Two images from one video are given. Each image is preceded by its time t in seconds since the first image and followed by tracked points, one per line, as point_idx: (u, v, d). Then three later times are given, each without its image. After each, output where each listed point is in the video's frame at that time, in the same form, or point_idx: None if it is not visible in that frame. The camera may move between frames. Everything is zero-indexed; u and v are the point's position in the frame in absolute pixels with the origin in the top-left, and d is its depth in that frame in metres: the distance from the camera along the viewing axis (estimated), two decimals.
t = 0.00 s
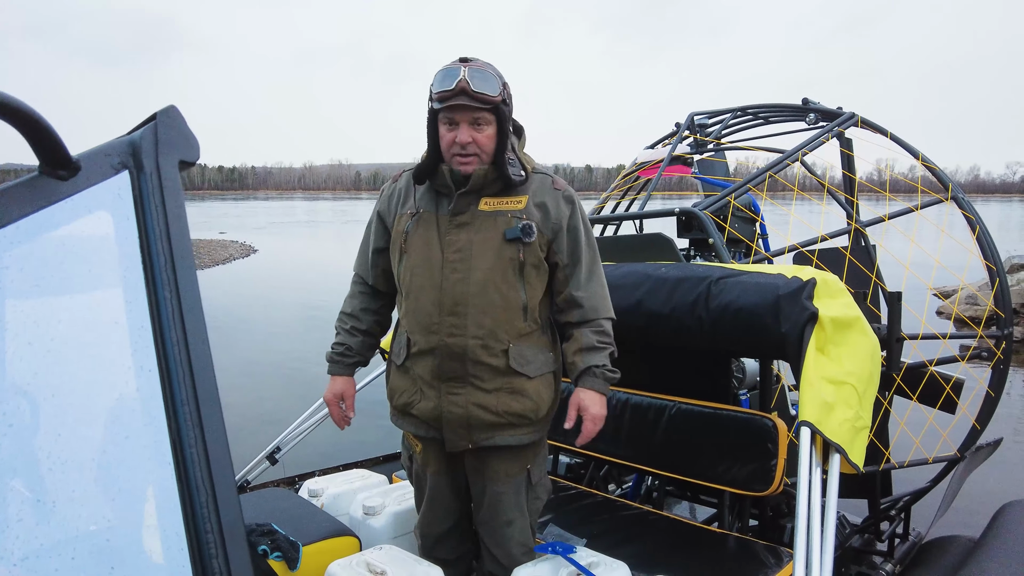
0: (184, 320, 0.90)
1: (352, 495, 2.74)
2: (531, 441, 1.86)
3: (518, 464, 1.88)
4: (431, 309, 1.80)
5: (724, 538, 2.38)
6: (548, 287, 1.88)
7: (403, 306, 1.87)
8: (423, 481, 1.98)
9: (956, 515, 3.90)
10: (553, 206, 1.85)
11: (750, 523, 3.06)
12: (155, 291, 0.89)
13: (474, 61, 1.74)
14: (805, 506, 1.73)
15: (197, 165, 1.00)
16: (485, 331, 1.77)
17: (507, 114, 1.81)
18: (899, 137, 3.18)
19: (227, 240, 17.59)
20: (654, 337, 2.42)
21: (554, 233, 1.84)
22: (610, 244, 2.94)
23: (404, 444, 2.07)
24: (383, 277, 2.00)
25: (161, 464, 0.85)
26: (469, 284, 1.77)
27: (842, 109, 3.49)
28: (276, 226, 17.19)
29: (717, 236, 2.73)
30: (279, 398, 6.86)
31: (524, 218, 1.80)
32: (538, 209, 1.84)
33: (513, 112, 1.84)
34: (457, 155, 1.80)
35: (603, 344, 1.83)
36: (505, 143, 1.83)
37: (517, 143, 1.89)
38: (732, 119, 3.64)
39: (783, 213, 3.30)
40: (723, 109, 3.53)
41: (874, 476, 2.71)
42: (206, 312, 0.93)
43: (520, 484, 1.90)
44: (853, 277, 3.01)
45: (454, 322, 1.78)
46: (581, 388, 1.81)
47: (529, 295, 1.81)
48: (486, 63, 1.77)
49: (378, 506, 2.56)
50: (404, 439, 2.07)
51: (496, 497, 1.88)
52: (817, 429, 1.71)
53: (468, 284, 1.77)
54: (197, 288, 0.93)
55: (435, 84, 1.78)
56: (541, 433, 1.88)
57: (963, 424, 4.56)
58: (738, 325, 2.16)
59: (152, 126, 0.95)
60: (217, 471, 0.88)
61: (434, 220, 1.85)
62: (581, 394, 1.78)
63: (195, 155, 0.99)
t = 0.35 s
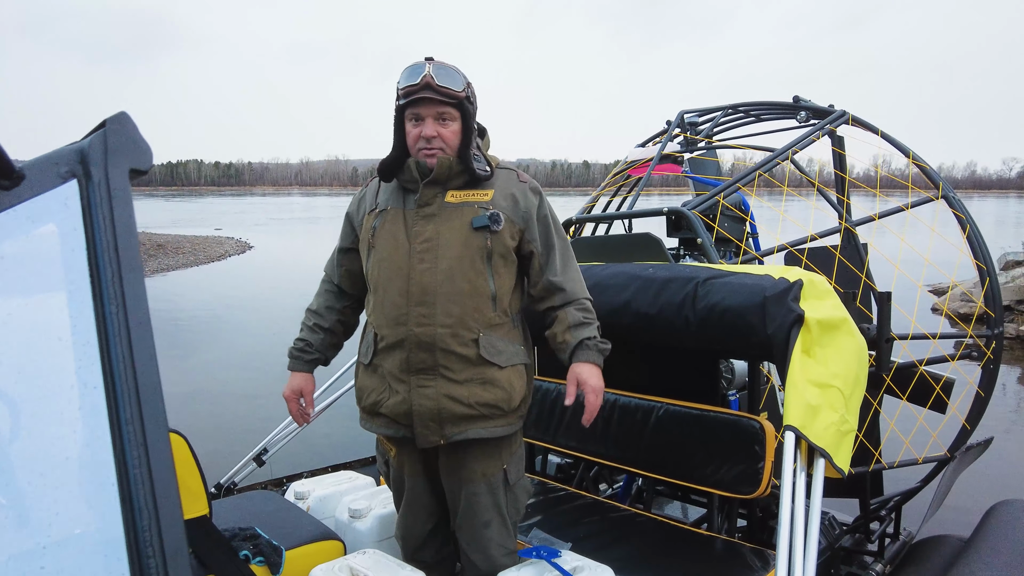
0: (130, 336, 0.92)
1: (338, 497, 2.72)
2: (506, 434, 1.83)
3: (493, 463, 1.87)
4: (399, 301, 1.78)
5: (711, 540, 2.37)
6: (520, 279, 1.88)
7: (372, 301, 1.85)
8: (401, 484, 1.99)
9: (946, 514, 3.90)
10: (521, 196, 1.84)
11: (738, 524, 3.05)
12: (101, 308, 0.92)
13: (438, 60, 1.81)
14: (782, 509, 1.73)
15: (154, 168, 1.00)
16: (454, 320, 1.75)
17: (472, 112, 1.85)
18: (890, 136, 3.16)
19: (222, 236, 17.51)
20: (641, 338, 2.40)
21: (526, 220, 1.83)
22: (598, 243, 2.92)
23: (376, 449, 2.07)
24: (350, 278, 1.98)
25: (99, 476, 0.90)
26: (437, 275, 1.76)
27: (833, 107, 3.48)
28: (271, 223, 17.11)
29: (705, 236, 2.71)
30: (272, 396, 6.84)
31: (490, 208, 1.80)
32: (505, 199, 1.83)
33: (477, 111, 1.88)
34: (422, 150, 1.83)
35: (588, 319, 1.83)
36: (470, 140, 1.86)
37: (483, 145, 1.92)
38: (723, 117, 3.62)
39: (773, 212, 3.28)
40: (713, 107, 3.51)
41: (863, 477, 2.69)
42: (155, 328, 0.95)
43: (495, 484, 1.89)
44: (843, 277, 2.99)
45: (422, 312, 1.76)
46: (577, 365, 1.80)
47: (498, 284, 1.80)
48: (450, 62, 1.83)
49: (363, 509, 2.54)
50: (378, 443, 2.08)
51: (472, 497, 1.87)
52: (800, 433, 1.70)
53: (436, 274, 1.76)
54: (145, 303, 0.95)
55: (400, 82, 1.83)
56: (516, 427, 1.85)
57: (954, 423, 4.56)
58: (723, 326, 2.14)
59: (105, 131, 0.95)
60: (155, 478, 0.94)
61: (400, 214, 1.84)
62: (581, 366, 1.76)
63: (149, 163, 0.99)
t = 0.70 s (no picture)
0: (44, 360, 0.95)
1: (323, 505, 2.68)
2: (490, 423, 1.77)
3: (475, 463, 1.80)
4: (378, 292, 1.71)
5: (701, 549, 2.33)
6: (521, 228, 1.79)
7: (348, 294, 1.76)
8: (378, 491, 1.92)
9: (944, 520, 3.85)
10: (495, 179, 1.80)
11: (730, 531, 3.00)
12: (16, 333, 0.94)
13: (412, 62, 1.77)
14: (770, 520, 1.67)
15: (75, 186, 1.04)
16: (434, 309, 1.68)
17: (447, 113, 1.81)
18: (886, 136, 3.10)
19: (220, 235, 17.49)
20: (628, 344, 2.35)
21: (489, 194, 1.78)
22: (588, 247, 2.86)
23: (352, 457, 2.00)
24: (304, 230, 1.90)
25: (14, 498, 0.92)
26: (416, 265, 1.69)
27: (829, 107, 3.42)
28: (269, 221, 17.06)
29: (696, 239, 2.65)
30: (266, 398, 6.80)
31: (466, 197, 1.75)
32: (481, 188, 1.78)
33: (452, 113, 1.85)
34: (398, 151, 1.77)
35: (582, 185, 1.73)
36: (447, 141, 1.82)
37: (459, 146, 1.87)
38: (716, 117, 3.57)
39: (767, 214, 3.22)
40: (707, 107, 3.46)
41: (857, 485, 2.64)
42: (72, 351, 0.99)
43: (478, 486, 1.81)
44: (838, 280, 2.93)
45: (401, 302, 1.68)
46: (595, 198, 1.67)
47: (478, 271, 1.75)
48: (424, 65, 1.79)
49: (347, 518, 2.51)
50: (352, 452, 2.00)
51: (453, 500, 1.79)
52: (788, 446, 1.65)
53: (415, 264, 1.69)
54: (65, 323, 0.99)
55: (373, 85, 1.78)
56: (500, 415, 1.79)
57: (952, 427, 4.52)
58: (712, 332, 2.08)
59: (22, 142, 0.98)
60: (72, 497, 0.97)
61: (377, 205, 1.77)
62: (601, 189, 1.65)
63: (71, 177, 1.03)
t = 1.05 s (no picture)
0: None
1: (317, 514, 2.65)
2: (481, 442, 1.72)
3: (471, 472, 1.73)
4: (368, 304, 1.65)
5: (700, 561, 2.29)
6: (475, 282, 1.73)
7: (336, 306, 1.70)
8: (373, 502, 1.81)
9: (950, 529, 3.79)
10: (479, 199, 1.76)
11: (732, 541, 2.94)
12: None
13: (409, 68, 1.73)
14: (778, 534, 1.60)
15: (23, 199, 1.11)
16: (426, 322, 1.64)
17: (439, 122, 1.79)
18: (891, 138, 3.05)
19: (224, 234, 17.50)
20: (626, 352, 2.30)
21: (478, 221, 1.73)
22: (586, 252, 2.82)
23: (345, 466, 1.90)
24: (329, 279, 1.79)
25: None
26: (408, 277, 1.64)
27: (833, 109, 3.36)
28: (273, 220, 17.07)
29: (696, 245, 2.60)
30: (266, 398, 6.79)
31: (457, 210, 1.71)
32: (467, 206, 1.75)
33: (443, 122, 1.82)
34: (390, 157, 1.73)
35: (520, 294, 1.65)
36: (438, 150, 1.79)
37: (447, 156, 1.85)
38: (719, 118, 3.52)
39: (770, 218, 3.17)
40: (709, 108, 3.42)
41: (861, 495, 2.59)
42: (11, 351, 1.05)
43: (475, 494, 1.74)
44: (842, 286, 2.88)
45: (393, 315, 1.63)
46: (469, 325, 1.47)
47: (469, 285, 1.70)
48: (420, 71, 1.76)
49: (341, 528, 2.45)
50: (346, 461, 1.90)
51: (451, 510, 1.72)
52: (788, 461, 1.60)
53: (407, 276, 1.64)
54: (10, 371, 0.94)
55: (368, 87, 1.73)
56: (491, 434, 1.74)
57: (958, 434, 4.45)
58: (711, 341, 2.03)
59: None
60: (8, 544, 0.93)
61: (365, 217, 1.72)
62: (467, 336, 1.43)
63: (19, 197, 0.95)
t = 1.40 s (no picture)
0: None
1: (319, 522, 2.61)
2: (493, 456, 1.68)
3: (481, 484, 1.68)
4: (376, 319, 1.60)
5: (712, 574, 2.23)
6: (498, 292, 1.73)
7: (343, 320, 1.65)
8: (382, 514, 1.76)
9: (966, 540, 3.71)
10: (493, 208, 1.72)
11: (743, 551, 2.88)
12: None
13: (410, 64, 1.68)
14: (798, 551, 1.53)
15: None
16: (439, 338, 1.59)
17: (444, 120, 1.73)
18: (907, 140, 2.98)
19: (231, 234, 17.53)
20: (635, 359, 2.24)
21: (499, 235, 1.70)
22: (594, 255, 2.76)
23: (353, 477, 1.85)
24: (303, 299, 1.79)
25: None
26: (418, 291, 1.60)
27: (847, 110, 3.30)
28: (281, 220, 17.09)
29: (707, 249, 2.54)
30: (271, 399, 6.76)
31: (468, 220, 1.67)
32: (479, 215, 1.70)
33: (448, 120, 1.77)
34: (394, 159, 1.68)
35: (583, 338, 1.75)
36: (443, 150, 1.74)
37: (453, 156, 1.80)
38: (729, 120, 3.46)
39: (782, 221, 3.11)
40: (720, 109, 3.36)
41: (876, 506, 2.52)
42: None
43: (485, 505, 1.69)
44: (856, 291, 2.81)
45: (403, 331, 1.59)
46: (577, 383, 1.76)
47: (482, 298, 1.66)
48: (422, 68, 1.71)
49: (344, 536, 2.41)
50: (354, 472, 1.84)
51: (460, 523, 1.67)
52: (807, 475, 1.54)
53: (417, 291, 1.60)
54: None
55: (369, 87, 1.69)
56: (503, 446, 1.70)
57: (973, 442, 4.36)
58: (725, 350, 1.97)
59: None
60: None
61: (370, 227, 1.66)
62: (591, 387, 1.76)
63: None
